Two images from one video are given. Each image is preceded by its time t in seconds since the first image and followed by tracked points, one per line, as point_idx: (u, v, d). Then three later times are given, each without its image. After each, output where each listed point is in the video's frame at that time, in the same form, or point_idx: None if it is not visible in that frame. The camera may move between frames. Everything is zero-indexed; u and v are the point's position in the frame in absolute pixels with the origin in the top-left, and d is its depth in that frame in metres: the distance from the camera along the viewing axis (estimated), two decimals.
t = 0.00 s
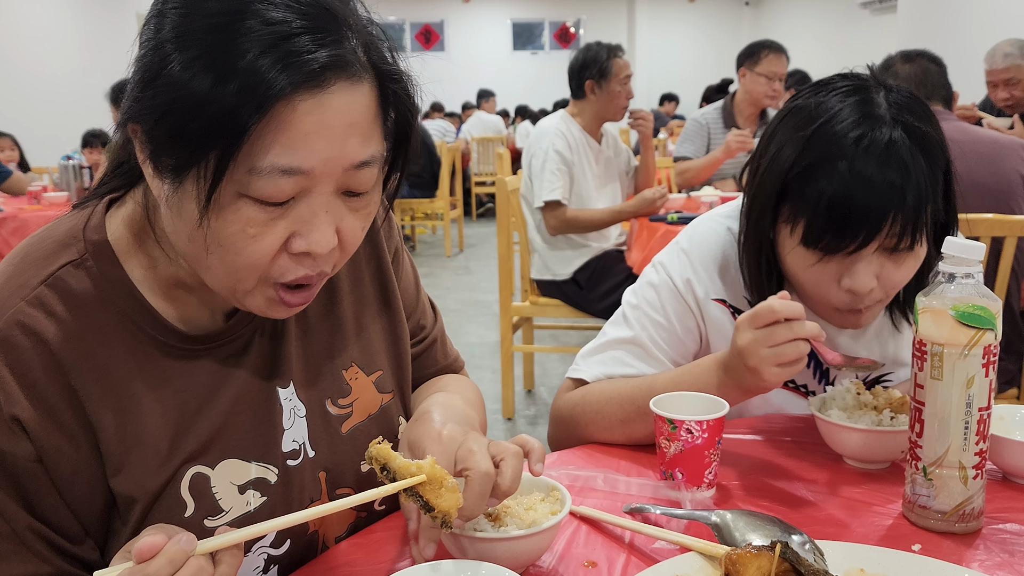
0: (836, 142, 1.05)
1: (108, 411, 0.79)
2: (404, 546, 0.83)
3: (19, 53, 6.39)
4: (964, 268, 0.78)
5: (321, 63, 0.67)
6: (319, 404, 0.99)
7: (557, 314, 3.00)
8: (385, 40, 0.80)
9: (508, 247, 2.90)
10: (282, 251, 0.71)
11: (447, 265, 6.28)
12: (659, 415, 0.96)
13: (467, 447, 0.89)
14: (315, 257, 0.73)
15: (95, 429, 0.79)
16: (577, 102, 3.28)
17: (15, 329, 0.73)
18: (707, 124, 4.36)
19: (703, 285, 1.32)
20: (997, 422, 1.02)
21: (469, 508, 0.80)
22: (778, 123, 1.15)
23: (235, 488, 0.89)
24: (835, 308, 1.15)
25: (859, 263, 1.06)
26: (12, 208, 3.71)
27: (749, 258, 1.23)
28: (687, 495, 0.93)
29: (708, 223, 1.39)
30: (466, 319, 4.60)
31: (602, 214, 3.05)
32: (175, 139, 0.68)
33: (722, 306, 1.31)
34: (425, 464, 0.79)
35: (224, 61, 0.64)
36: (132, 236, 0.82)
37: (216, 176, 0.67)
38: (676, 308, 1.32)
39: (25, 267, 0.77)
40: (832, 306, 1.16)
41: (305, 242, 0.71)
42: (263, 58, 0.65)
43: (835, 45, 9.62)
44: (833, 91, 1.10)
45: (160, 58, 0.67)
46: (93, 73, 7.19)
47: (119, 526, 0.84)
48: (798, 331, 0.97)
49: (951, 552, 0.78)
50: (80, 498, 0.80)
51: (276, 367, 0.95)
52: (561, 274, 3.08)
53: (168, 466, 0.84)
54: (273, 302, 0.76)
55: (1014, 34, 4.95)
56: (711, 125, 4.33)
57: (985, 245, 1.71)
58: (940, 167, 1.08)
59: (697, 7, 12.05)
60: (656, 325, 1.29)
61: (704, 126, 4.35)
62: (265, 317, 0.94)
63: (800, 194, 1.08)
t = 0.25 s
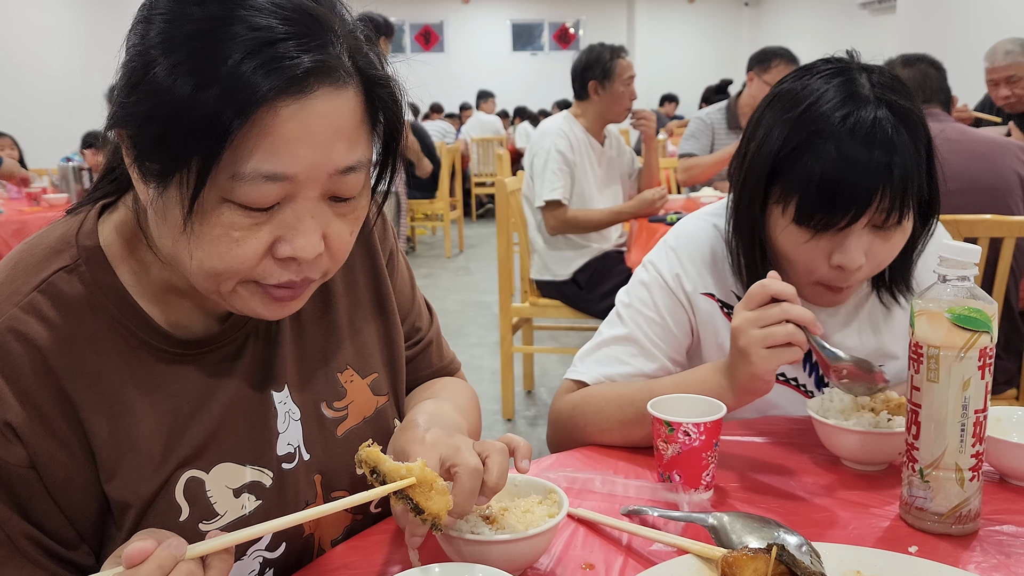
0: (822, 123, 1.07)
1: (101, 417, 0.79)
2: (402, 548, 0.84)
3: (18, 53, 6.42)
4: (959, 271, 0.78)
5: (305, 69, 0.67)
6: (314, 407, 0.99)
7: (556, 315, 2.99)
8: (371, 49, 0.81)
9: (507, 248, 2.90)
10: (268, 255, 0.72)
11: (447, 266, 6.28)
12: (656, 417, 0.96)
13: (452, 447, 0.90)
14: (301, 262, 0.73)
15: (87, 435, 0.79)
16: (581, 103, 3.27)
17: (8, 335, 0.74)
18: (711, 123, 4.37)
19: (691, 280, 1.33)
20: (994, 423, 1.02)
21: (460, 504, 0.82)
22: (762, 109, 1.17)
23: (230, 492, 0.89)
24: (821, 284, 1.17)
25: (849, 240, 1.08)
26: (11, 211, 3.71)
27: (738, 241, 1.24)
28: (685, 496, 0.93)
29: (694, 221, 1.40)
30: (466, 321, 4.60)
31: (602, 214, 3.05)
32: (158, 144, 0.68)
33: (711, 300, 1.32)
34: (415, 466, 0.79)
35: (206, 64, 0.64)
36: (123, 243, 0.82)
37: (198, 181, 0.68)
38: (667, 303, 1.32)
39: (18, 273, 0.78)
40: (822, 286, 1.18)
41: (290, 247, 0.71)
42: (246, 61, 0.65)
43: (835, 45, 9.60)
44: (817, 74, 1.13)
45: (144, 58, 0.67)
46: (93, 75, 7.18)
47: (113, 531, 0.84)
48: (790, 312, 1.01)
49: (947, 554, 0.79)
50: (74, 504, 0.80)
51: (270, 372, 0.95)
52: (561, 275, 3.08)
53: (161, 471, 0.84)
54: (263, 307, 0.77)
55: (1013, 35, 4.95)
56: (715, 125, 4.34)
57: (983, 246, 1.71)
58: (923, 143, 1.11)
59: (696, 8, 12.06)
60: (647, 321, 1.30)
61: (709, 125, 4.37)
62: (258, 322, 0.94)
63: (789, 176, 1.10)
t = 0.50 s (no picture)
0: (803, 105, 1.10)
1: (99, 420, 0.79)
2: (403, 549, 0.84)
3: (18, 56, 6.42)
4: (958, 272, 0.78)
5: (294, 61, 0.67)
6: (314, 409, 1.00)
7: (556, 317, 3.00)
8: (363, 43, 0.81)
9: (507, 249, 2.90)
10: (264, 253, 0.72)
11: (447, 267, 6.29)
12: (656, 418, 0.96)
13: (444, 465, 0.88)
14: (298, 258, 0.73)
15: (86, 439, 0.79)
16: (585, 105, 3.25)
17: (7, 339, 0.74)
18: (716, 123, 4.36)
19: (679, 273, 1.34)
20: (994, 424, 1.02)
21: (450, 521, 0.78)
22: (744, 96, 1.20)
23: (229, 494, 0.90)
24: (809, 263, 1.20)
25: (834, 215, 1.11)
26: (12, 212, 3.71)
27: (725, 223, 1.27)
28: (685, 498, 0.93)
29: (678, 219, 1.42)
30: (466, 322, 4.60)
31: (602, 215, 3.05)
32: (151, 142, 0.68)
33: (700, 293, 1.32)
34: (410, 466, 0.79)
35: (196, 59, 0.65)
36: (122, 245, 0.82)
37: (191, 177, 0.68)
38: (659, 298, 1.33)
39: (17, 276, 0.78)
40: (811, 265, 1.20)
41: (286, 243, 0.71)
42: (235, 55, 0.65)
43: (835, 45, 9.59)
44: (796, 58, 1.16)
45: (136, 52, 0.67)
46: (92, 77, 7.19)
47: (113, 535, 0.85)
48: (808, 318, 1.00)
49: (947, 554, 0.79)
50: (73, 507, 0.80)
51: (268, 375, 0.95)
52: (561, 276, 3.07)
53: (161, 474, 0.84)
54: (258, 308, 0.76)
55: (1012, 35, 4.95)
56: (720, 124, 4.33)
57: (982, 246, 1.71)
58: (901, 118, 1.14)
59: (695, 9, 12.07)
60: (640, 314, 1.30)
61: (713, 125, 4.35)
62: (256, 325, 0.95)
63: (775, 157, 1.13)
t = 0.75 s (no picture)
0: (793, 97, 1.11)
1: (100, 421, 0.80)
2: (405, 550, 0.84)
3: (19, 57, 6.42)
4: (959, 273, 0.78)
5: (283, 42, 0.68)
6: (314, 409, 1.00)
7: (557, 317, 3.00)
8: (361, 31, 0.81)
9: (509, 250, 2.90)
10: (250, 238, 0.71)
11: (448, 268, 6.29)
12: (658, 419, 0.96)
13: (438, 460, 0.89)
14: (292, 241, 0.72)
15: (87, 440, 0.79)
16: (587, 106, 3.25)
17: (8, 340, 0.74)
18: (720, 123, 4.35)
19: (674, 270, 1.34)
20: (995, 424, 1.02)
21: (445, 521, 0.79)
22: (734, 91, 1.21)
23: (230, 494, 0.90)
24: (801, 253, 1.19)
25: (826, 203, 1.12)
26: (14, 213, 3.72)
27: (717, 216, 1.27)
28: (686, 498, 0.93)
29: (670, 219, 1.43)
30: (467, 323, 4.60)
31: (603, 216, 3.05)
32: (140, 122, 0.68)
33: (693, 289, 1.32)
34: (408, 466, 0.80)
35: (183, 44, 0.65)
36: (123, 245, 0.82)
37: (178, 158, 0.68)
38: (653, 293, 1.32)
39: (17, 277, 0.78)
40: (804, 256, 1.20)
41: (273, 227, 0.71)
42: (220, 37, 0.65)
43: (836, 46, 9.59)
44: (786, 52, 1.17)
45: (131, 42, 0.68)
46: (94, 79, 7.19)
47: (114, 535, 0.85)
48: (817, 321, 1.00)
49: (948, 555, 0.79)
50: (73, 507, 0.80)
51: (269, 374, 0.95)
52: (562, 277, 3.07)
53: (161, 474, 0.84)
54: (231, 304, 0.74)
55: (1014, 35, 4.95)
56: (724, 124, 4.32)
57: (984, 247, 1.71)
58: (892, 110, 1.15)
59: (696, 10, 12.08)
60: (636, 311, 1.31)
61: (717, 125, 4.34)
62: (257, 327, 0.95)
63: (767, 147, 1.13)
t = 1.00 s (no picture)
0: (790, 90, 1.11)
1: (103, 418, 0.80)
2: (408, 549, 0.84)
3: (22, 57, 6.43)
4: (961, 273, 0.78)
5: (293, 48, 0.68)
6: (317, 408, 1.00)
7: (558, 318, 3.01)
8: (367, 34, 0.81)
9: (510, 250, 2.91)
10: (258, 238, 0.72)
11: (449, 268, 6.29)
12: (660, 419, 0.96)
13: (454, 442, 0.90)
14: (295, 246, 0.73)
15: (90, 436, 0.79)
16: (590, 106, 3.24)
17: (12, 337, 0.74)
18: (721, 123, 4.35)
19: (673, 269, 1.34)
20: (997, 425, 1.02)
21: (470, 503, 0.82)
22: (732, 87, 1.21)
23: (232, 492, 0.90)
24: (800, 246, 1.19)
25: (823, 196, 1.12)
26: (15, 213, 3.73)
27: (716, 211, 1.27)
28: (688, 498, 0.93)
29: (669, 219, 1.43)
30: (469, 323, 4.61)
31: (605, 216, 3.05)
32: (148, 121, 0.69)
33: (693, 289, 1.33)
34: (408, 468, 0.80)
35: (192, 46, 0.65)
36: (128, 243, 0.82)
37: (188, 159, 0.68)
38: (653, 292, 1.32)
39: (22, 276, 0.78)
40: (803, 250, 1.19)
41: (280, 229, 0.71)
42: (232, 40, 0.65)
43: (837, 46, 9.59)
44: (784, 48, 1.17)
45: (140, 42, 0.68)
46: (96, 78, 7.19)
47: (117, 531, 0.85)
48: (830, 326, 0.99)
49: (950, 555, 0.79)
50: (77, 503, 0.81)
51: (272, 371, 0.96)
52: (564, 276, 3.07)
53: (163, 471, 0.84)
54: (252, 296, 0.76)
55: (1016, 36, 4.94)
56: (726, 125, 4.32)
57: (986, 247, 1.71)
58: (889, 105, 1.15)
59: (698, 10, 12.08)
60: (636, 310, 1.31)
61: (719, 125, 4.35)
62: (259, 323, 0.95)
63: (764, 140, 1.14)
